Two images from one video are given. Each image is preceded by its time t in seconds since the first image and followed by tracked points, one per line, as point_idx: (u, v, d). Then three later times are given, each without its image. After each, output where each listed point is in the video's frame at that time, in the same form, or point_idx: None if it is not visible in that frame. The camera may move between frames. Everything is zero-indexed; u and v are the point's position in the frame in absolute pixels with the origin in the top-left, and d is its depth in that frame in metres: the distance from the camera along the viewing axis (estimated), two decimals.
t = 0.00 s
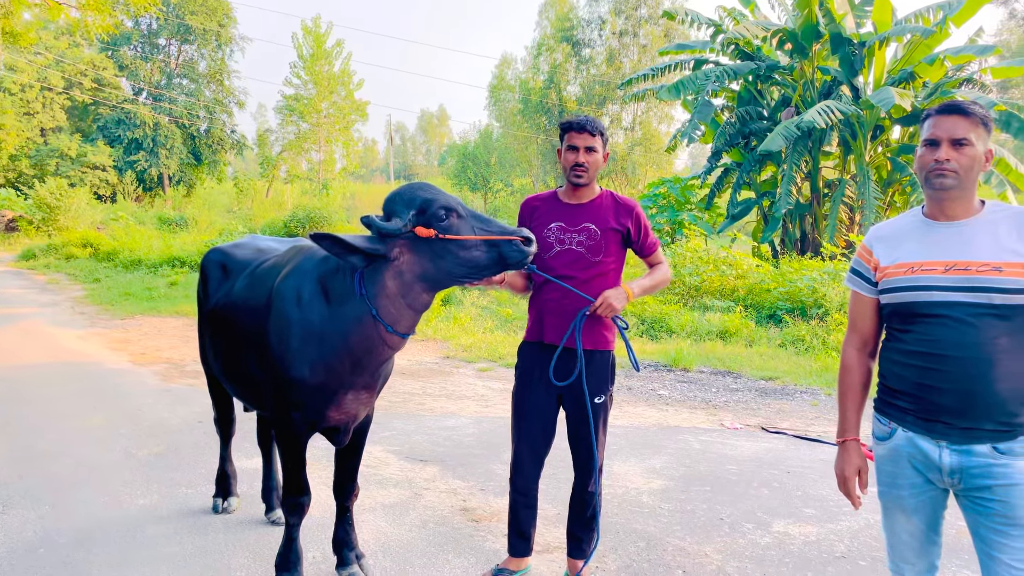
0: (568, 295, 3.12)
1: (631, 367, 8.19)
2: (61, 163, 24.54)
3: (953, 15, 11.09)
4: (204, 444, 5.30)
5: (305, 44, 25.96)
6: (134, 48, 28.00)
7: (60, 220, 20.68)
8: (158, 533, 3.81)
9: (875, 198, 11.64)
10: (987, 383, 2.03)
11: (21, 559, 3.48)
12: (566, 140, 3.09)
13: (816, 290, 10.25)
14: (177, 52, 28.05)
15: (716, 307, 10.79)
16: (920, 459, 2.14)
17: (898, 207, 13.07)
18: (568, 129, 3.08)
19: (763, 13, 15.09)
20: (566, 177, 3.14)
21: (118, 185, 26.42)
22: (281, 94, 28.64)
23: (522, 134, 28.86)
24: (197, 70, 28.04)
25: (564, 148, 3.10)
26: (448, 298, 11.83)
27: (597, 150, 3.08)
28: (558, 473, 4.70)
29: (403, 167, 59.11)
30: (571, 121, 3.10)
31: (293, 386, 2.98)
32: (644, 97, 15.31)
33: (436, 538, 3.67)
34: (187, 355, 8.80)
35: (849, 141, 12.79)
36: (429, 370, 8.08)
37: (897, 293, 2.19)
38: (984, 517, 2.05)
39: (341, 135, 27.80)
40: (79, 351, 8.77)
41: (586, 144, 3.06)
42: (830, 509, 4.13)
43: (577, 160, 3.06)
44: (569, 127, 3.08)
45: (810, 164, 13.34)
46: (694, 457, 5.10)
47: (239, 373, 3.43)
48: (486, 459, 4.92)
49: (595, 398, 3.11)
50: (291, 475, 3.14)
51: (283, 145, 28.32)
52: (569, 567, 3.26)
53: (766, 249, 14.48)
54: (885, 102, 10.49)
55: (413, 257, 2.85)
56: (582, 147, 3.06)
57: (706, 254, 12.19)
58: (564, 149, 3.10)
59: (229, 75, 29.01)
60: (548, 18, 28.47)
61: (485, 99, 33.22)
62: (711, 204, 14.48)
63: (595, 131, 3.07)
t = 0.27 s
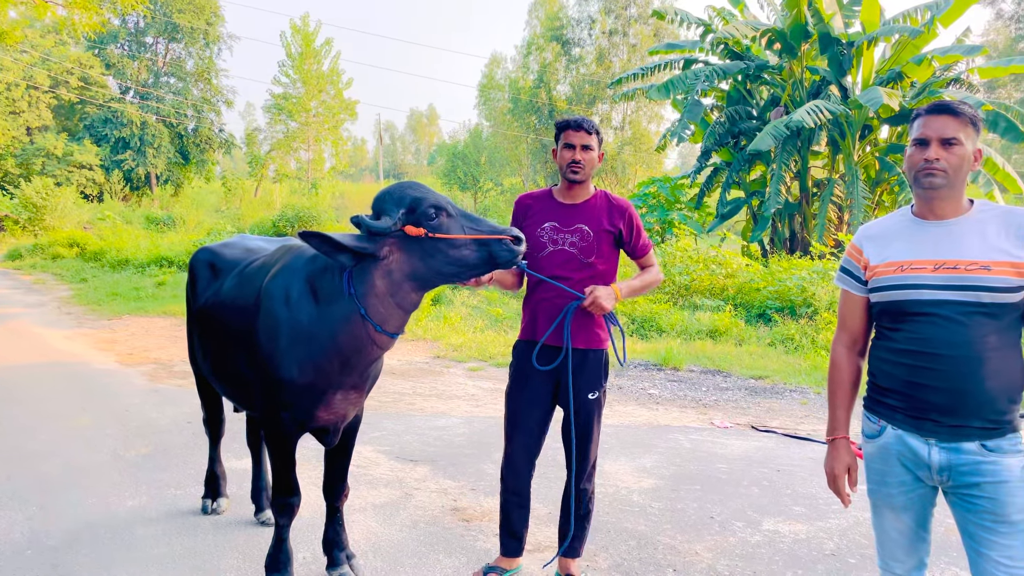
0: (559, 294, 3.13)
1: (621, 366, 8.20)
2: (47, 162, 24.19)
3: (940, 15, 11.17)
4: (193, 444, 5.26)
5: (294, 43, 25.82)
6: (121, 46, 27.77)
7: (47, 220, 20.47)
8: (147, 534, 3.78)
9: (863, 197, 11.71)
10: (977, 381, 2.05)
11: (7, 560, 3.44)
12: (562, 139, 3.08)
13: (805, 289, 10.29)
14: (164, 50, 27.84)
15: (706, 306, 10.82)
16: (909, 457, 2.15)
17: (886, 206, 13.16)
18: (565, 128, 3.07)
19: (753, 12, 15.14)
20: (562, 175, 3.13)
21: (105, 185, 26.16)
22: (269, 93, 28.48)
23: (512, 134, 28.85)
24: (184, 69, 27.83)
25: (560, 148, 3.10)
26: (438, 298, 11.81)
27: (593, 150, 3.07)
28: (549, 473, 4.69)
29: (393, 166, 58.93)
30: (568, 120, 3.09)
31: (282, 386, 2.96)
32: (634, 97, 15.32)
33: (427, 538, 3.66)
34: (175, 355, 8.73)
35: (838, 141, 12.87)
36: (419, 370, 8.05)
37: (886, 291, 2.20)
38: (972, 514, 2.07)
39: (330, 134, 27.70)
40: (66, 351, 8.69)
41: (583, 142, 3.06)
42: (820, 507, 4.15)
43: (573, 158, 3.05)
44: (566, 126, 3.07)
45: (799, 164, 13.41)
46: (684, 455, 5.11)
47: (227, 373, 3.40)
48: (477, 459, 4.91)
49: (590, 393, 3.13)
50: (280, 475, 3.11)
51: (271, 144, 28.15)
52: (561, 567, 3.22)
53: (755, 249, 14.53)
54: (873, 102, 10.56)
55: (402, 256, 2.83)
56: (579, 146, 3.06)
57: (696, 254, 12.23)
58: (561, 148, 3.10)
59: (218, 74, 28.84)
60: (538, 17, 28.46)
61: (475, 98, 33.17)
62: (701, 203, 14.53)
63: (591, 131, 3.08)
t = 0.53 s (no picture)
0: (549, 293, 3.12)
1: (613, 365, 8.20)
2: (35, 162, 23.94)
3: (930, 15, 11.24)
4: (184, 445, 5.23)
5: (284, 42, 25.72)
6: (110, 45, 27.59)
7: (35, 220, 20.30)
8: (138, 535, 3.75)
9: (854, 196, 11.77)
10: (966, 378, 2.05)
11: None
12: (556, 139, 3.07)
13: (796, 288, 10.32)
14: (153, 49, 27.68)
15: (697, 305, 10.85)
16: (900, 455, 2.16)
17: (876, 205, 13.24)
18: (559, 128, 3.07)
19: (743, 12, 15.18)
20: (554, 176, 3.12)
21: (94, 184, 25.91)
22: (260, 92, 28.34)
23: (504, 133, 28.85)
24: (174, 68, 27.70)
25: (553, 148, 3.09)
26: (430, 297, 11.79)
27: (586, 152, 3.07)
28: (541, 472, 4.68)
29: (384, 166, 58.82)
30: (561, 121, 3.09)
31: (272, 386, 2.94)
32: (626, 96, 15.32)
33: (419, 538, 3.65)
34: (165, 356, 8.67)
35: (829, 140, 12.92)
36: (411, 370, 8.03)
37: (876, 289, 2.20)
38: (961, 511, 2.08)
39: (321, 133, 27.60)
40: (55, 352, 8.62)
41: (575, 144, 3.05)
42: (811, 505, 4.16)
43: (566, 160, 3.05)
44: (560, 127, 3.06)
45: (790, 163, 13.46)
46: (676, 454, 5.12)
47: (218, 374, 3.38)
48: (469, 458, 4.90)
49: (582, 389, 3.14)
50: (271, 475, 3.09)
51: (262, 144, 28.01)
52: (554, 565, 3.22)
53: (746, 248, 14.57)
54: (863, 101, 10.62)
55: (395, 256, 2.82)
56: (572, 147, 3.06)
57: (687, 253, 12.26)
58: (554, 149, 3.09)
59: (208, 73, 28.70)
60: (529, 17, 28.45)
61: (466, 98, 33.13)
62: (692, 203, 14.58)
63: (585, 132, 3.07)
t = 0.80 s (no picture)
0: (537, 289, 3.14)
1: (608, 365, 8.21)
2: (31, 163, 23.63)
3: (924, 14, 11.28)
4: (179, 446, 5.22)
5: (279, 43, 25.67)
6: (104, 46, 27.53)
7: (30, 221, 20.21)
8: (133, 536, 3.74)
9: (849, 195, 11.80)
10: (959, 377, 2.06)
11: None
12: (544, 140, 3.08)
13: (791, 287, 10.34)
14: (148, 50, 27.60)
15: (692, 305, 10.86)
16: (894, 453, 2.17)
17: (871, 205, 13.28)
18: (546, 130, 3.08)
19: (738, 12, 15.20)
20: (540, 175, 3.14)
21: (89, 186, 25.83)
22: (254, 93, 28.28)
23: (499, 133, 28.81)
24: (169, 69, 27.66)
25: (540, 149, 3.10)
26: (425, 298, 11.79)
27: (573, 152, 3.10)
28: (536, 472, 4.68)
29: (379, 166, 58.73)
30: (549, 122, 3.11)
31: (267, 387, 2.94)
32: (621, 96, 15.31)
33: (415, 538, 3.65)
34: (161, 357, 8.65)
35: (823, 140, 12.95)
36: (407, 370, 8.02)
37: (869, 288, 2.21)
38: (955, 509, 2.08)
39: (316, 134, 27.55)
40: (50, 353, 8.60)
41: (562, 145, 3.07)
42: (806, 504, 4.17)
43: (553, 160, 3.07)
44: (548, 127, 3.08)
45: (785, 163, 13.49)
46: (671, 453, 5.13)
47: (213, 375, 3.37)
48: (465, 458, 4.90)
49: (568, 385, 3.17)
50: (266, 476, 3.08)
51: (257, 144, 27.94)
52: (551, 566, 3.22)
53: (741, 247, 14.60)
54: (858, 101, 10.64)
55: (390, 256, 2.82)
56: (559, 147, 3.07)
57: (682, 253, 12.27)
58: (541, 149, 3.10)
59: (203, 74, 28.65)
60: (525, 17, 28.45)
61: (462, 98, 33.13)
62: (687, 203, 14.60)
63: (571, 134, 3.10)
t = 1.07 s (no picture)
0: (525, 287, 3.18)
1: (608, 365, 8.22)
2: (31, 166, 23.71)
3: (922, 14, 11.28)
4: (179, 448, 5.22)
5: (279, 44, 25.69)
6: (105, 48, 27.54)
7: (31, 223, 20.24)
8: (133, 538, 3.75)
9: (848, 195, 11.81)
10: (955, 376, 2.07)
11: None
12: (533, 142, 3.10)
13: (790, 287, 10.35)
14: (148, 52, 27.63)
15: (692, 305, 10.87)
16: (890, 452, 2.17)
17: (871, 204, 13.29)
18: (535, 133, 3.10)
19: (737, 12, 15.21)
20: (529, 177, 3.16)
21: (89, 187, 25.86)
22: (254, 94, 28.29)
23: (499, 134, 28.81)
24: (169, 71, 27.69)
25: (529, 151, 3.12)
26: (425, 299, 11.79)
27: (561, 156, 3.12)
28: (536, 472, 4.68)
29: (380, 167, 58.76)
30: (539, 125, 3.13)
31: (266, 388, 2.94)
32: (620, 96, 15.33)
33: (414, 539, 3.65)
34: (162, 359, 8.66)
35: (823, 140, 12.95)
36: (407, 371, 8.03)
37: (867, 288, 2.21)
38: (951, 507, 2.09)
39: (317, 135, 27.55)
40: (51, 355, 8.60)
41: (551, 148, 3.09)
42: (805, 503, 4.18)
43: (542, 163, 3.09)
44: (537, 130, 3.10)
45: (784, 163, 13.50)
46: (671, 453, 5.14)
47: (212, 377, 3.38)
48: (465, 459, 4.91)
49: (556, 380, 3.19)
50: (266, 478, 3.09)
51: (257, 146, 27.95)
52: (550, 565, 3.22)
53: (741, 247, 14.60)
54: (857, 101, 10.64)
55: (389, 259, 2.82)
56: (548, 151, 3.09)
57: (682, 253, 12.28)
58: (530, 151, 3.12)
59: (203, 76, 28.67)
60: (524, 17, 28.45)
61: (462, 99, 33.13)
62: (687, 203, 14.61)
63: (560, 137, 3.12)
